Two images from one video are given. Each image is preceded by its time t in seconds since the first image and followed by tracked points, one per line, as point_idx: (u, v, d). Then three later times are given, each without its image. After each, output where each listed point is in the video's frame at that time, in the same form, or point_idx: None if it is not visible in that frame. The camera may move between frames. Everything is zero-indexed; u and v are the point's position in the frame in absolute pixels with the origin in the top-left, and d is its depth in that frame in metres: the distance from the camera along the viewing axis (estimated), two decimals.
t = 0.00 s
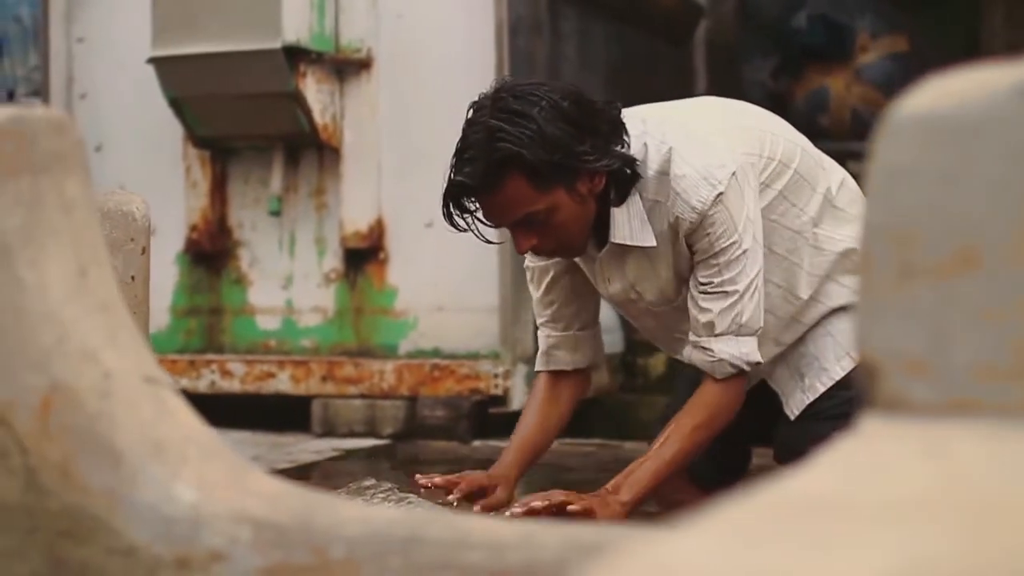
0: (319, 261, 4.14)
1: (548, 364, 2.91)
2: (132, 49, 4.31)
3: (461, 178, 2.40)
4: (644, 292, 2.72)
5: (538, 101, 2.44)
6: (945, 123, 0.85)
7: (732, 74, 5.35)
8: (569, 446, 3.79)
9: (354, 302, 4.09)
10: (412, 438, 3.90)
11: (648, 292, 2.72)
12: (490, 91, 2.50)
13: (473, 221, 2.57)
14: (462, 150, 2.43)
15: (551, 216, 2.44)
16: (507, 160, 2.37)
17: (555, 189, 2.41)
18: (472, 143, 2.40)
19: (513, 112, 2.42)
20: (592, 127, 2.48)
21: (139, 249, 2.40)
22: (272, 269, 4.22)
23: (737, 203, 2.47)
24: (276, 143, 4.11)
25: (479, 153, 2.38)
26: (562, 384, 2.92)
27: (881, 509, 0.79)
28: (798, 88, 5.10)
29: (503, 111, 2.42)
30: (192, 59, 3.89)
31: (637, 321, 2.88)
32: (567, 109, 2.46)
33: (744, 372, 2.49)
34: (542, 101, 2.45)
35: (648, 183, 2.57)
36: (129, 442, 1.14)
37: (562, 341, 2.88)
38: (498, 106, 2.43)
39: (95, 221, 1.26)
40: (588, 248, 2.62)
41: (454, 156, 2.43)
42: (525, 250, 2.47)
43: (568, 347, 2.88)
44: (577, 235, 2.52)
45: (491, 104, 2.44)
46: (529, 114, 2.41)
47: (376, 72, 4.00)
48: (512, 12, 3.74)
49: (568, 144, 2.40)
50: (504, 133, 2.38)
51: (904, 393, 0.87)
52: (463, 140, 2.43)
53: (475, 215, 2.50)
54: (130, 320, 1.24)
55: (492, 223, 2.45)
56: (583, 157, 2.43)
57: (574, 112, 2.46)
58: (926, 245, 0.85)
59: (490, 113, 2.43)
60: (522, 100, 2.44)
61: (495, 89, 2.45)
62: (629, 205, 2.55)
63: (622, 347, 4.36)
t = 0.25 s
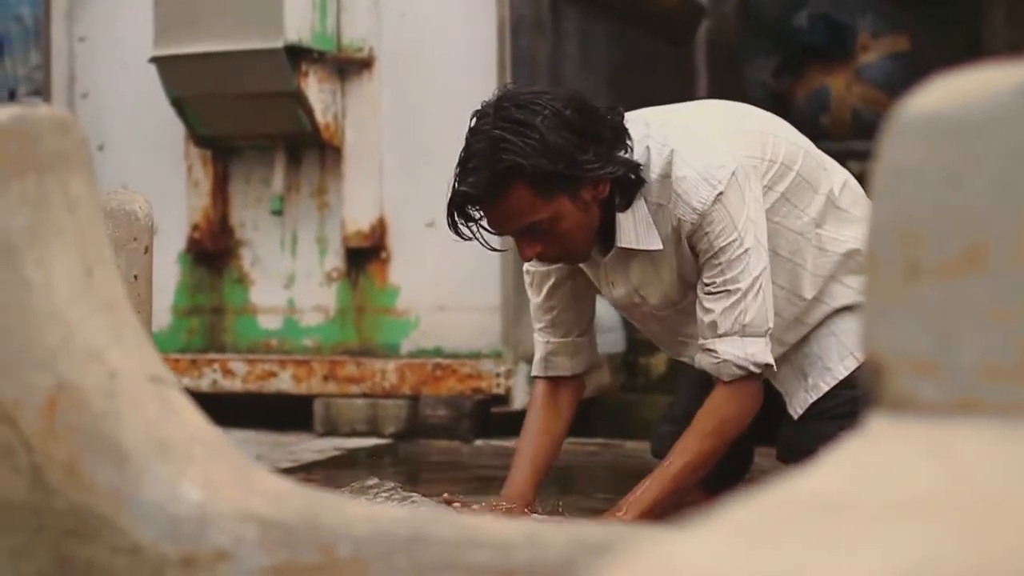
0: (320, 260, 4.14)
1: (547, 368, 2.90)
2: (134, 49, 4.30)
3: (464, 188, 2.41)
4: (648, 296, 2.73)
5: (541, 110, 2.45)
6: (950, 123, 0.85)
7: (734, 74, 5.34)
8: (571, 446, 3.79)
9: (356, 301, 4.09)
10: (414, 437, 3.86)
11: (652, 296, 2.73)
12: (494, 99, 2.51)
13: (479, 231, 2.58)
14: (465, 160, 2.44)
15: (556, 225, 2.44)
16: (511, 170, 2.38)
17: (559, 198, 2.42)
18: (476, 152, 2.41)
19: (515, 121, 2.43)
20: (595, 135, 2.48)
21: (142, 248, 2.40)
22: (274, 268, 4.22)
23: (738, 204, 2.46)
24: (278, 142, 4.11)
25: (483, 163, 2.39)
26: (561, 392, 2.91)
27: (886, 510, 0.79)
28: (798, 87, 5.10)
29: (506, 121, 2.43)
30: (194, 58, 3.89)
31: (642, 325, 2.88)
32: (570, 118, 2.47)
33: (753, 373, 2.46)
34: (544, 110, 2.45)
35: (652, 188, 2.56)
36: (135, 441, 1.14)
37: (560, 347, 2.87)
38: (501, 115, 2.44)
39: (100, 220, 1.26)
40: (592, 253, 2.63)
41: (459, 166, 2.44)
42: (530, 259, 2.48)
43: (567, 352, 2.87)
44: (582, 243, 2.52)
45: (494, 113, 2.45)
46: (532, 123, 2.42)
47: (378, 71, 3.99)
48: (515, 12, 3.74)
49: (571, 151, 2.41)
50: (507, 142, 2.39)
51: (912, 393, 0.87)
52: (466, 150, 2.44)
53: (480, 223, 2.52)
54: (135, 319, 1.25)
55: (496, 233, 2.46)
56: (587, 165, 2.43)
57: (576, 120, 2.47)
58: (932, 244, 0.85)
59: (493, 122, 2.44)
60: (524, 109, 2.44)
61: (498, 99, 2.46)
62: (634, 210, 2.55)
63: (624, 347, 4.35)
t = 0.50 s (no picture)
0: (323, 260, 4.11)
1: (547, 370, 2.90)
2: (138, 50, 4.29)
3: (467, 204, 2.40)
4: (653, 302, 2.72)
5: (542, 124, 2.44)
6: (959, 122, 0.85)
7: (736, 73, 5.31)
8: (574, 446, 3.78)
9: (359, 301, 4.07)
10: (417, 436, 3.86)
11: (656, 302, 2.72)
12: (495, 112, 2.49)
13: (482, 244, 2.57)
14: (468, 176, 2.43)
15: (560, 238, 2.44)
16: (513, 187, 2.36)
17: (562, 213, 2.41)
18: (478, 169, 2.40)
19: (516, 137, 2.41)
20: (596, 146, 2.47)
21: (146, 248, 2.40)
22: (278, 266, 4.20)
23: (745, 211, 2.43)
24: (282, 142, 4.08)
25: (486, 179, 2.38)
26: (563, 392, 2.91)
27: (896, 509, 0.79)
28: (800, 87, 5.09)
29: (507, 137, 2.41)
30: (198, 58, 3.87)
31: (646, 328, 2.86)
32: (571, 131, 2.45)
33: (767, 377, 2.45)
34: (546, 124, 2.44)
35: (657, 196, 2.55)
36: (145, 441, 1.14)
37: (561, 350, 2.88)
38: (502, 131, 2.43)
39: (109, 219, 1.27)
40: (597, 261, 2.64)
41: (461, 182, 2.43)
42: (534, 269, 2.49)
43: (568, 355, 2.88)
44: (586, 254, 2.53)
45: (495, 129, 2.44)
46: (533, 138, 2.40)
47: (382, 71, 3.98)
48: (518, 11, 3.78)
49: (574, 165, 2.40)
50: (509, 158, 2.37)
51: (924, 393, 0.87)
52: (468, 166, 2.43)
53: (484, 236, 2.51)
54: (143, 319, 1.25)
55: (501, 246, 2.46)
56: (589, 178, 2.42)
57: (578, 133, 2.45)
58: (942, 243, 0.86)
59: (494, 138, 2.42)
60: (525, 124, 2.43)
61: (499, 114, 2.45)
62: (639, 221, 2.55)
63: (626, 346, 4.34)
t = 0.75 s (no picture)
0: (326, 260, 3.73)
1: (539, 373, 2.77)
2: (143, 49, 3.91)
3: (470, 225, 2.28)
4: (658, 311, 2.58)
5: (544, 142, 2.29)
6: (970, 124, 0.85)
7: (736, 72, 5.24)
8: (579, 446, 3.76)
9: (362, 301, 3.69)
10: (422, 438, 3.52)
11: (662, 311, 2.58)
12: (496, 129, 2.36)
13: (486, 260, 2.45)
14: (469, 194, 2.30)
15: (565, 254, 2.32)
16: (516, 209, 2.24)
17: (566, 230, 2.29)
18: (480, 188, 2.27)
19: (518, 156, 2.28)
20: (598, 163, 2.33)
21: (151, 247, 2.40)
22: (280, 267, 3.81)
23: (749, 217, 2.30)
24: (286, 141, 3.71)
25: (488, 199, 2.25)
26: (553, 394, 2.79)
27: (912, 507, 0.79)
28: (802, 86, 5.05)
29: (510, 156, 2.28)
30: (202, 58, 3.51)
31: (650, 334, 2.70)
32: (575, 148, 2.31)
33: (782, 381, 2.28)
34: (548, 142, 2.30)
35: (658, 205, 2.40)
36: (156, 440, 1.14)
37: (556, 352, 2.75)
38: (505, 150, 2.29)
39: (118, 218, 1.26)
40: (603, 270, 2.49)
41: (463, 202, 2.30)
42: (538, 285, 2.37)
43: (561, 358, 2.75)
44: (590, 268, 2.40)
45: (497, 147, 2.30)
46: (535, 158, 2.27)
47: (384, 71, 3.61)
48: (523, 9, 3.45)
49: (579, 183, 2.27)
50: (512, 179, 2.24)
51: (935, 392, 0.87)
52: (470, 185, 2.30)
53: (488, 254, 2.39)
54: (154, 319, 1.25)
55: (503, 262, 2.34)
56: (592, 195, 2.29)
57: (581, 150, 2.31)
58: (953, 243, 0.86)
59: (496, 156, 2.29)
60: (527, 142, 2.29)
61: (500, 132, 2.31)
62: (642, 229, 2.40)
63: (629, 346, 4.34)
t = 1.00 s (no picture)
0: (332, 260, 3.72)
1: (559, 382, 2.75)
2: (149, 49, 3.87)
3: (474, 235, 2.24)
4: (663, 318, 2.55)
5: (548, 153, 2.24)
6: (991, 122, 0.86)
7: (740, 71, 5.22)
8: (585, 446, 3.76)
9: (367, 301, 3.68)
10: (427, 436, 3.49)
11: (666, 316, 2.55)
12: (501, 139, 2.30)
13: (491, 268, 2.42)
14: (474, 204, 2.25)
15: (570, 264, 2.28)
16: (520, 220, 2.20)
17: (571, 240, 2.25)
18: (484, 199, 2.22)
19: (523, 166, 2.23)
20: (602, 174, 2.27)
21: (159, 247, 2.41)
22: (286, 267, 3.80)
23: (755, 227, 2.25)
24: (291, 141, 3.69)
25: (493, 209, 2.21)
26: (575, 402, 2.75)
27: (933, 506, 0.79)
28: (806, 86, 5.06)
29: (515, 168, 2.23)
30: (209, 59, 3.48)
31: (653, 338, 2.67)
32: (579, 159, 2.26)
33: (782, 391, 2.28)
34: (553, 152, 2.24)
35: (663, 215, 2.37)
36: (173, 439, 1.14)
37: (573, 361, 2.72)
38: (509, 162, 2.24)
39: (135, 219, 1.27)
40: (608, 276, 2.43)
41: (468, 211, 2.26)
42: (542, 295, 2.33)
43: (579, 367, 2.72)
44: (594, 277, 2.36)
45: (501, 158, 2.25)
46: (539, 168, 2.22)
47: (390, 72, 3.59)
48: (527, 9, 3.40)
49: (584, 194, 2.22)
50: (517, 190, 2.20)
51: (956, 391, 0.88)
52: (474, 195, 2.25)
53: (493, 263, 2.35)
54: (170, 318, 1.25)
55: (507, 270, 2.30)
56: (596, 205, 2.24)
57: (585, 161, 2.26)
58: (975, 241, 0.86)
59: (501, 168, 2.24)
60: (531, 153, 2.24)
61: (504, 142, 2.25)
62: (645, 240, 2.37)
63: (635, 346, 4.36)
